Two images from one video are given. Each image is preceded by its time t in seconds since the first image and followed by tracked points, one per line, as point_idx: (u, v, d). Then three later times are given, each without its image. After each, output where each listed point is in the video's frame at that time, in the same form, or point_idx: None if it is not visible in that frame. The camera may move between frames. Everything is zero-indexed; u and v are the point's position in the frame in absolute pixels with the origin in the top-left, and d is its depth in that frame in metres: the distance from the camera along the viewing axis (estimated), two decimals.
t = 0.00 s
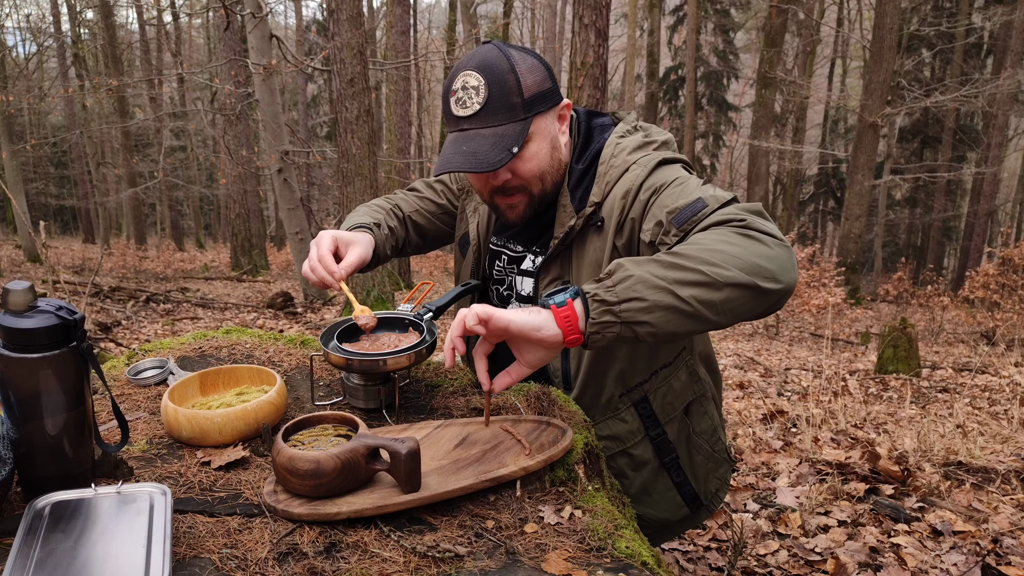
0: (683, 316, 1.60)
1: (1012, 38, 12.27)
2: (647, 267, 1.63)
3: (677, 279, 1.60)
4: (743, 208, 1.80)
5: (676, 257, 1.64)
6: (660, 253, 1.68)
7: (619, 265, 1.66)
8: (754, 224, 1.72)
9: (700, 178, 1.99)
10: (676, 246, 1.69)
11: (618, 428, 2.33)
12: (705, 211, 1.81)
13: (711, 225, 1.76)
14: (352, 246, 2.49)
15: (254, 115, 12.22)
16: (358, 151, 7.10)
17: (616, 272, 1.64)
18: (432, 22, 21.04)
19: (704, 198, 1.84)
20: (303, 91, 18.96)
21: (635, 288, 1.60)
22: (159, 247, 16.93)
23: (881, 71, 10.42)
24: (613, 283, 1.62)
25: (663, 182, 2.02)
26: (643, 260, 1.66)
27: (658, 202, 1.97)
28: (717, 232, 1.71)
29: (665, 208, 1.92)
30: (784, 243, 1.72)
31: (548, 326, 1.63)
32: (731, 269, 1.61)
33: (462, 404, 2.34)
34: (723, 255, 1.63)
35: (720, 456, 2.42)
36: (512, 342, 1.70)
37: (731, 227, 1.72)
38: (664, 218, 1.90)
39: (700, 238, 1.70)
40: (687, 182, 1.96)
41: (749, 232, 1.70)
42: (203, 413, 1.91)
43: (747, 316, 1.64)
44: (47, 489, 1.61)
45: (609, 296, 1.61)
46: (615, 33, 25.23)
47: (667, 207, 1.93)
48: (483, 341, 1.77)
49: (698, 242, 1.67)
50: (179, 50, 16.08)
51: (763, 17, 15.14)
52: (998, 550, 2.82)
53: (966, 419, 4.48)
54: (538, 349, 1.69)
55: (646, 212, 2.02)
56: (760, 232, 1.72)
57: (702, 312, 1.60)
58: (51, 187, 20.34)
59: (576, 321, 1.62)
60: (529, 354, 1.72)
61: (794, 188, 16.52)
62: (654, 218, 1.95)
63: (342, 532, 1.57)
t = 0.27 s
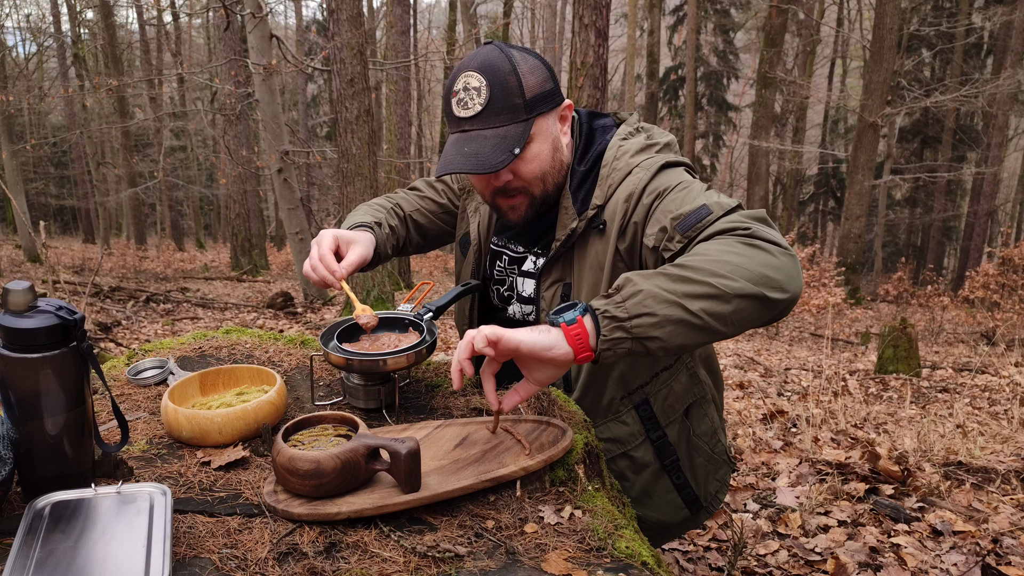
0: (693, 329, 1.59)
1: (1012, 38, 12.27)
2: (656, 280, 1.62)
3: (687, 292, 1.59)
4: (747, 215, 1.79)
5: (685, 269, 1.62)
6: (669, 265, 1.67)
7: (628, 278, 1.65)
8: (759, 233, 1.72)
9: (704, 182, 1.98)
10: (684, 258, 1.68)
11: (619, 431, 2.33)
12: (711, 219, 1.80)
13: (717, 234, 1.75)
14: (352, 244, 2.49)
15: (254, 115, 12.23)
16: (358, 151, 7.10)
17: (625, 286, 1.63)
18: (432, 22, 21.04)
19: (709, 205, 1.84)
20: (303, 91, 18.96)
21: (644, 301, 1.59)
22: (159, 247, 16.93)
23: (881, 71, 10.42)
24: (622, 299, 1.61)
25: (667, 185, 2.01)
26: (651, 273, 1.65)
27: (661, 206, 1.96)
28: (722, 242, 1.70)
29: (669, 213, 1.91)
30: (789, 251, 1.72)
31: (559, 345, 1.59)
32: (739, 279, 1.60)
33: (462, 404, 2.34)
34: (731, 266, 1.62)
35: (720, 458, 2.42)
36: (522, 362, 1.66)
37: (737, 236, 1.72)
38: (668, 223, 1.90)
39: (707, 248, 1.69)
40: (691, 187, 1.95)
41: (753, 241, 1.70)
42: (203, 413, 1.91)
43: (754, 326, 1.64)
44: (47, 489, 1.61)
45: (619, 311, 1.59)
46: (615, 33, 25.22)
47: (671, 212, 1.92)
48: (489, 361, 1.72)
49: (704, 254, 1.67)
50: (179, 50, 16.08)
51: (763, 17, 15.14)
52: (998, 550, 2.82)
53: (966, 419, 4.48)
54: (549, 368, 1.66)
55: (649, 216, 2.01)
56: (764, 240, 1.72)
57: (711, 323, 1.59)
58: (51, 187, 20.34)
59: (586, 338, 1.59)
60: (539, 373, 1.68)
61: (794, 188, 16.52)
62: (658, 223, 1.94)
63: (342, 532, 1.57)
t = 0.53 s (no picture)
0: (697, 335, 1.59)
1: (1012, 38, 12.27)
2: (660, 286, 1.62)
3: (691, 298, 1.59)
4: (748, 219, 1.79)
5: (688, 275, 1.62)
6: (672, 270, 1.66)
7: (632, 285, 1.64)
8: (760, 237, 1.72)
9: (706, 183, 1.98)
10: (687, 264, 1.67)
11: (620, 432, 2.33)
12: (713, 222, 1.80)
13: (718, 238, 1.75)
14: (352, 241, 2.50)
15: (254, 115, 12.23)
16: (358, 150, 7.10)
17: (629, 293, 1.62)
18: (433, 22, 21.04)
19: (710, 208, 1.83)
20: (303, 91, 18.96)
21: (648, 308, 1.59)
22: (159, 247, 16.93)
23: (881, 71, 10.42)
24: (626, 307, 1.61)
25: (668, 187, 2.01)
26: (654, 280, 1.65)
27: (663, 208, 1.96)
28: (724, 246, 1.70)
29: (670, 216, 1.91)
30: (789, 254, 1.72)
31: (565, 356, 1.59)
32: (742, 285, 1.60)
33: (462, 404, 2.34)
34: (733, 271, 1.62)
35: (721, 459, 2.41)
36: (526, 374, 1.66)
37: (739, 241, 1.71)
38: (670, 225, 1.89)
39: (709, 253, 1.69)
40: (692, 189, 1.95)
41: (754, 245, 1.70)
42: (203, 413, 1.91)
43: (758, 331, 1.64)
44: (47, 489, 1.61)
45: (623, 319, 1.59)
46: (615, 33, 25.22)
47: (672, 215, 1.92)
48: (493, 376, 1.71)
49: (706, 259, 1.67)
50: (179, 50, 16.08)
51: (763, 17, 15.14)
52: (999, 550, 2.82)
53: (966, 419, 4.48)
54: (554, 379, 1.66)
55: (650, 219, 2.01)
56: (765, 244, 1.72)
57: (715, 329, 1.59)
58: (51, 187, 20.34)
59: (591, 347, 1.59)
60: (544, 384, 1.69)
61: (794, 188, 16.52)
62: (659, 225, 1.94)
63: (342, 532, 1.57)
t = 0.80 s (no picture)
0: (697, 342, 1.60)
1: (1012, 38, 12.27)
2: (660, 294, 1.62)
3: (691, 306, 1.59)
4: (747, 223, 1.78)
5: (688, 282, 1.62)
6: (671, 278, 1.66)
7: (632, 293, 1.64)
8: (759, 242, 1.71)
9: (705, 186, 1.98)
10: (687, 270, 1.67)
11: (620, 433, 2.34)
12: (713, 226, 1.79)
13: (717, 243, 1.74)
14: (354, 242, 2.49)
15: (254, 115, 12.23)
16: (358, 150, 7.10)
17: (629, 301, 1.62)
18: (433, 22, 21.03)
19: (710, 212, 1.83)
20: (303, 91, 18.95)
21: (648, 317, 1.59)
22: (159, 247, 16.93)
23: (881, 71, 10.42)
24: (627, 315, 1.60)
25: (667, 190, 2.01)
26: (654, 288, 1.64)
27: (663, 211, 1.96)
28: (723, 253, 1.69)
29: (670, 219, 1.91)
30: (789, 259, 1.72)
31: (567, 367, 1.59)
32: (741, 291, 1.60)
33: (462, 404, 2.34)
34: (732, 277, 1.62)
35: (722, 460, 2.39)
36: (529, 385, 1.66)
37: (738, 246, 1.71)
38: (669, 229, 1.90)
39: (708, 260, 1.68)
40: (692, 192, 1.95)
41: (753, 251, 1.69)
42: (203, 413, 1.91)
43: (758, 337, 1.64)
44: (47, 489, 1.61)
45: (624, 328, 1.59)
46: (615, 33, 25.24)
47: (672, 218, 1.92)
48: (494, 390, 1.70)
49: (706, 265, 1.66)
50: (179, 50, 16.09)
51: (763, 17, 15.14)
52: (999, 550, 2.82)
53: (966, 419, 4.48)
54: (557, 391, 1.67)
55: (650, 222, 2.01)
56: (764, 249, 1.71)
57: (715, 336, 1.60)
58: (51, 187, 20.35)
59: (592, 356, 1.59)
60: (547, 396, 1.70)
61: (794, 188, 16.53)
62: (659, 228, 1.94)
63: (342, 532, 1.57)
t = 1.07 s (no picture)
0: (696, 344, 1.60)
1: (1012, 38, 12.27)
2: (658, 296, 1.62)
3: (690, 308, 1.59)
4: (746, 224, 1.78)
5: (686, 285, 1.62)
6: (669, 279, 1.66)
7: (630, 295, 1.64)
8: (758, 244, 1.70)
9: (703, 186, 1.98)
10: (685, 272, 1.67)
11: (621, 435, 2.33)
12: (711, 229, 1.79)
13: (715, 245, 1.74)
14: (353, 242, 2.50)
15: (254, 116, 12.23)
16: (358, 150, 7.10)
17: (627, 304, 1.62)
18: (433, 22, 21.03)
19: (708, 214, 1.82)
20: (303, 91, 18.95)
21: (647, 319, 1.59)
22: (159, 247, 16.93)
23: (881, 71, 10.42)
24: (626, 318, 1.61)
25: (666, 191, 2.01)
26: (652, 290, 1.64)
27: (662, 213, 1.96)
28: (722, 255, 1.69)
29: (670, 221, 1.91)
30: (787, 260, 1.72)
31: (567, 370, 1.59)
32: (740, 293, 1.60)
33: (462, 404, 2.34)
34: (732, 279, 1.62)
35: (723, 460, 2.38)
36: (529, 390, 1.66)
37: (736, 248, 1.71)
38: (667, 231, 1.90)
39: (706, 261, 1.68)
40: (691, 194, 1.94)
41: (752, 252, 1.69)
42: (203, 414, 1.91)
43: (757, 338, 1.64)
44: (47, 489, 1.61)
45: (623, 330, 1.59)
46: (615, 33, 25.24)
47: (671, 220, 1.92)
48: (494, 396, 1.71)
49: (705, 267, 1.66)
50: (179, 50, 16.09)
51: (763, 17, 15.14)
52: (999, 550, 2.82)
53: (966, 419, 4.48)
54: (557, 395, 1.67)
55: (648, 224, 2.02)
56: (763, 251, 1.71)
57: (714, 337, 1.60)
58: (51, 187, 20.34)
59: (591, 359, 1.59)
60: (547, 400, 1.70)
61: (794, 188, 16.52)
62: (658, 230, 1.94)
63: (342, 532, 1.57)
